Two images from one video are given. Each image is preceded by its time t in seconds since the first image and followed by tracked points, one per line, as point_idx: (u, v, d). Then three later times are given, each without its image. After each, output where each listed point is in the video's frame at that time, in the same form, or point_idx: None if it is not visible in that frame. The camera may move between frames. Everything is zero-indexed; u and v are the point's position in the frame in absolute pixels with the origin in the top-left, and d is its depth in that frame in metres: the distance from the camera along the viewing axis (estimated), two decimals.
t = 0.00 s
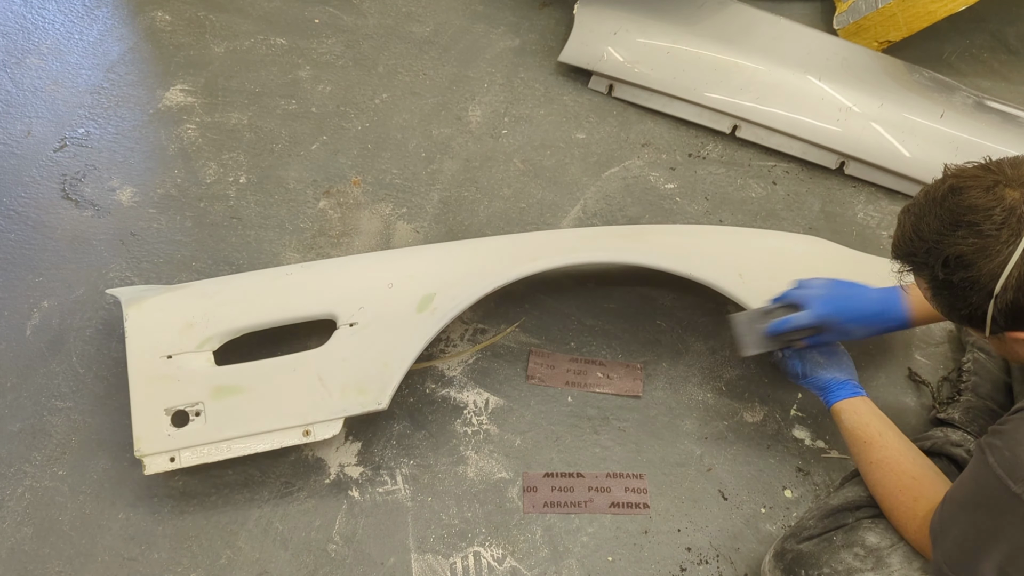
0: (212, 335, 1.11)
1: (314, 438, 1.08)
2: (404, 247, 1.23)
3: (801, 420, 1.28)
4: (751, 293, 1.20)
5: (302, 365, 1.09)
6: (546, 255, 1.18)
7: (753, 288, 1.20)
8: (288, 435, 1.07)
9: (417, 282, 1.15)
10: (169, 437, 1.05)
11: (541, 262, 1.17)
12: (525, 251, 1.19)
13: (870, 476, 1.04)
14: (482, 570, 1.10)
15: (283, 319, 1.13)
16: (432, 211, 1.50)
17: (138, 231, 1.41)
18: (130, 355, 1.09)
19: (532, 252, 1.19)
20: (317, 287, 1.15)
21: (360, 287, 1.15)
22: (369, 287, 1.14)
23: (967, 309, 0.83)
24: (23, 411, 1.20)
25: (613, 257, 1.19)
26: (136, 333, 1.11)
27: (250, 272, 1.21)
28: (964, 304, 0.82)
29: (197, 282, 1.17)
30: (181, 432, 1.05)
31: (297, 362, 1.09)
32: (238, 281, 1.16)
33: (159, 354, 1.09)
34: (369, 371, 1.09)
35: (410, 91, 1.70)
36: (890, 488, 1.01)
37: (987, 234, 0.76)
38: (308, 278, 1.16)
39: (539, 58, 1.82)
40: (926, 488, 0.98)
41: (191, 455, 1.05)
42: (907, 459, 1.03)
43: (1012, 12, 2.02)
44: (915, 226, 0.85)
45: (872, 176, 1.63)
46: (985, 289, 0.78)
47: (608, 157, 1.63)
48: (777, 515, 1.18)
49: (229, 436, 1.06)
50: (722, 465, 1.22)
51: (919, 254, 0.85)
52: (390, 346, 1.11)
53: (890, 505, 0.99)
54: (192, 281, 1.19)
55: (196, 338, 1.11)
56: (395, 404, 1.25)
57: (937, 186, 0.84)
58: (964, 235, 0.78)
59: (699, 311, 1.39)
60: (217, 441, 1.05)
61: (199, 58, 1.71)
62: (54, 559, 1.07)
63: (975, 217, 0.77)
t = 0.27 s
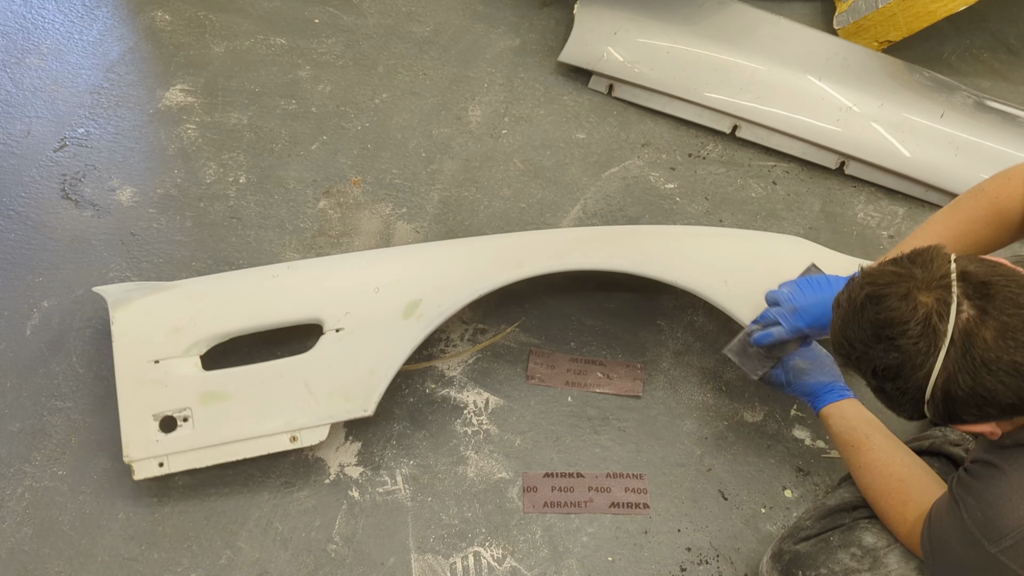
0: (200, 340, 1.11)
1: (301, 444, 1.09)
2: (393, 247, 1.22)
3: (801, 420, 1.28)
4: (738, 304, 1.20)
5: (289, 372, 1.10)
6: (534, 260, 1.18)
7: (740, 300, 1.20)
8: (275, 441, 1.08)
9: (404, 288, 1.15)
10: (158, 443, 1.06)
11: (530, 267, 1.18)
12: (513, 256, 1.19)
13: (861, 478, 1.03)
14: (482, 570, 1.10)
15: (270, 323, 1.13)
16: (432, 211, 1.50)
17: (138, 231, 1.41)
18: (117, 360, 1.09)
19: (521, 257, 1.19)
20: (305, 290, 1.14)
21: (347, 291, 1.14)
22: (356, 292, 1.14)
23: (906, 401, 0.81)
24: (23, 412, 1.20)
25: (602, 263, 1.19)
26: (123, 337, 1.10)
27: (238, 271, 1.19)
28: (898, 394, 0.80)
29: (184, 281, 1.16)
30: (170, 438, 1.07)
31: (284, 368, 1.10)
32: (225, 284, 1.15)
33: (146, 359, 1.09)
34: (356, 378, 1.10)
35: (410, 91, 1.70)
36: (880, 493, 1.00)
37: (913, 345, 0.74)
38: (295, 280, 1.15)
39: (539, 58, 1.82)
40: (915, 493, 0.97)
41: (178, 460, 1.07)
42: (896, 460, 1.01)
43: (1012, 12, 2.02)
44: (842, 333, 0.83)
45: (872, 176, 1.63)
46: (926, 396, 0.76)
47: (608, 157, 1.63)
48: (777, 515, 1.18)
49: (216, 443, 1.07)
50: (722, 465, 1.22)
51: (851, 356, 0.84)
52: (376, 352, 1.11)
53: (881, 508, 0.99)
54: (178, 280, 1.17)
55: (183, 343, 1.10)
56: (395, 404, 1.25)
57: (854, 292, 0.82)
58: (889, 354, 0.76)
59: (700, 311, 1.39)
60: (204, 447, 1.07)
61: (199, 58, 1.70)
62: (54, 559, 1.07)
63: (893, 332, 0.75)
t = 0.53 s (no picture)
0: (196, 358, 1.11)
1: (300, 461, 1.13)
2: (388, 257, 1.21)
3: (801, 420, 1.28)
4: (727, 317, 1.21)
5: (287, 391, 1.11)
6: (530, 278, 1.18)
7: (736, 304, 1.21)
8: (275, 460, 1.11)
9: (400, 305, 1.15)
10: (159, 461, 1.09)
11: (526, 285, 1.17)
12: (509, 272, 1.18)
13: (858, 478, 1.04)
14: (482, 571, 1.09)
15: (265, 341, 1.12)
16: (432, 211, 1.50)
17: (138, 231, 1.41)
18: (114, 376, 1.09)
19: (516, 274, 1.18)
20: (299, 306, 1.14)
21: (342, 308, 1.14)
22: (352, 309, 1.14)
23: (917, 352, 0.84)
24: (23, 412, 1.20)
25: (596, 281, 1.19)
26: (119, 354, 1.09)
27: (231, 281, 1.18)
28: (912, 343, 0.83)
29: (177, 292, 1.15)
30: (171, 457, 1.09)
31: (282, 386, 1.11)
32: (220, 297, 1.14)
33: (143, 376, 1.09)
34: (353, 398, 1.12)
35: (410, 91, 1.70)
36: (876, 490, 1.01)
37: (940, 288, 0.76)
38: (290, 295, 1.14)
39: (539, 58, 1.82)
40: (912, 487, 0.98)
41: (181, 478, 1.11)
42: (892, 461, 1.03)
43: (1012, 12, 2.02)
44: (870, 273, 0.86)
45: (872, 176, 1.63)
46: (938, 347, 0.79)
47: (608, 157, 1.63)
48: (777, 515, 1.18)
49: (218, 461, 1.10)
50: (722, 465, 1.22)
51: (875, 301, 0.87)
52: (373, 372, 1.13)
53: (879, 505, 1.00)
54: (171, 290, 1.16)
55: (179, 360, 1.10)
56: (395, 404, 1.25)
57: (888, 236, 0.84)
58: (915, 298, 0.79)
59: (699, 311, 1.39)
60: (206, 464, 1.10)
61: (198, 58, 1.71)
62: (54, 559, 1.07)
63: (922, 269, 0.78)
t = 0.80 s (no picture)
0: (186, 367, 1.09)
1: (293, 470, 1.13)
2: (381, 260, 1.19)
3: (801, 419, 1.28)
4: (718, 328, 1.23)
5: (280, 401, 1.11)
6: (524, 285, 1.17)
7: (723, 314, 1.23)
8: (268, 468, 1.12)
9: (393, 313, 1.14)
10: (150, 471, 1.09)
11: (520, 294, 1.16)
12: (503, 279, 1.17)
13: (854, 470, 1.04)
14: (482, 570, 1.09)
15: (256, 349, 1.11)
16: (432, 211, 1.50)
17: (138, 231, 1.41)
18: (104, 386, 1.08)
19: (510, 281, 1.17)
20: (291, 313, 1.12)
21: (335, 315, 1.13)
22: (344, 317, 1.13)
23: (944, 206, 0.88)
24: (23, 411, 1.20)
25: (591, 289, 1.18)
26: (108, 363, 1.08)
27: (221, 286, 1.16)
28: (941, 199, 0.88)
29: (167, 299, 1.13)
30: (162, 467, 1.09)
31: (274, 396, 1.11)
32: (209, 303, 1.13)
33: (133, 386, 1.08)
34: (346, 407, 1.12)
35: (410, 91, 1.70)
36: (871, 479, 1.01)
37: (979, 143, 0.81)
38: (281, 302, 1.13)
39: (539, 58, 1.82)
40: (906, 470, 0.99)
41: (173, 487, 1.11)
42: (884, 450, 1.04)
43: (1012, 12, 2.02)
44: (919, 128, 0.91)
45: (872, 176, 1.63)
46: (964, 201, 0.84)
47: (608, 157, 1.63)
48: (777, 515, 1.18)
49: (210, 470, 1.10)
50: (722, 465, 1.22)
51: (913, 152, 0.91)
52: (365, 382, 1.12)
53: (877, 494, 0.99)
54: (160, 297, 1.14)
55: (169, 369, 1.09)
56: (395, 404, 1.25)
57: (938, 107, 0.89)
58: (958, 124, 0.84)
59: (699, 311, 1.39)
60: (198, 474, 1.10)
61: (198, 58, 1.71)
62: (54, 559, 1.07)
63: (968, 129, 0.82)
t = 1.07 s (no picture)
0: (185, 376, 1.08)
1: (293, 478, 1.13)
2: (380, 263, 1.18)
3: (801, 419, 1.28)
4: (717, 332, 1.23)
5: (280, 409, 1.11)
6: (524, 292, 1.17)
7: (721, 317, 1.23)
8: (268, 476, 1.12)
9: (393, 319, 1.13)
10: (149, 480, 1.09)
11: (521, 301, 1.16)
12: (503, 285, 1.17)
13: (849, 469, 1.05)
14: (482, 570, 1.09)
15: (256, 357, 1.10)
16: (432, 211, 1.50)
17: (138, 231, 1.41)
18: (101, 394, 1.07)
19: (510, 288, 1.17)
20: (290, 320, 1.11)
21: (335, 323, 1.12)
22: (343, 324, 1.12)
23: (944, 188, 0.85)
24: (23, 412, 1.20)
25: (591, 296, 1.19)
26: (105, 371, 1.07)
27: (218, 290, 1.14)
28: (941, 179, 0.84)
29: (163, 304, 1.11)
30: (162, 476, 1.09)
31: (274, 404, 1.11)
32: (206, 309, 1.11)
33: (132, 395, 1.07)
34: (346, 416, 1.12)
35: (410, 91, 1.70)
36: (866, 477, 1.02)
37: (990, 123, 0.78)
38: (279, 308, 1.12)
39: (539, 58, 1.82)
40: (901, 468, 1.00)
41: (172, 496, 1.11)
42: (877, 448, 1.05)
43: (1012, 12, 2.02)
44: (923, 109, 0.88)
45: (872, 176, 1.63)
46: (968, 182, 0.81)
47: (608, 157, 1.63)
48: (777, 515, 1.18)
49: (211, 478, 1.10)
50: (722, 465, 1.22)
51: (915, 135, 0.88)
52: (366, 390, 1.13)
53: (871, 491, 1.00)
54: (156, 301, 1.12)
55: (168, 377, 1.08)
56: (395, 404, 1.25)
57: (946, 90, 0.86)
58: (967, 104, 0.81)
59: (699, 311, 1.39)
60: (199, 482, 1.10)
61: (198, 58, 1.71)
62: (54, 559, 1.07)
63: (976, 109, 0.80)
